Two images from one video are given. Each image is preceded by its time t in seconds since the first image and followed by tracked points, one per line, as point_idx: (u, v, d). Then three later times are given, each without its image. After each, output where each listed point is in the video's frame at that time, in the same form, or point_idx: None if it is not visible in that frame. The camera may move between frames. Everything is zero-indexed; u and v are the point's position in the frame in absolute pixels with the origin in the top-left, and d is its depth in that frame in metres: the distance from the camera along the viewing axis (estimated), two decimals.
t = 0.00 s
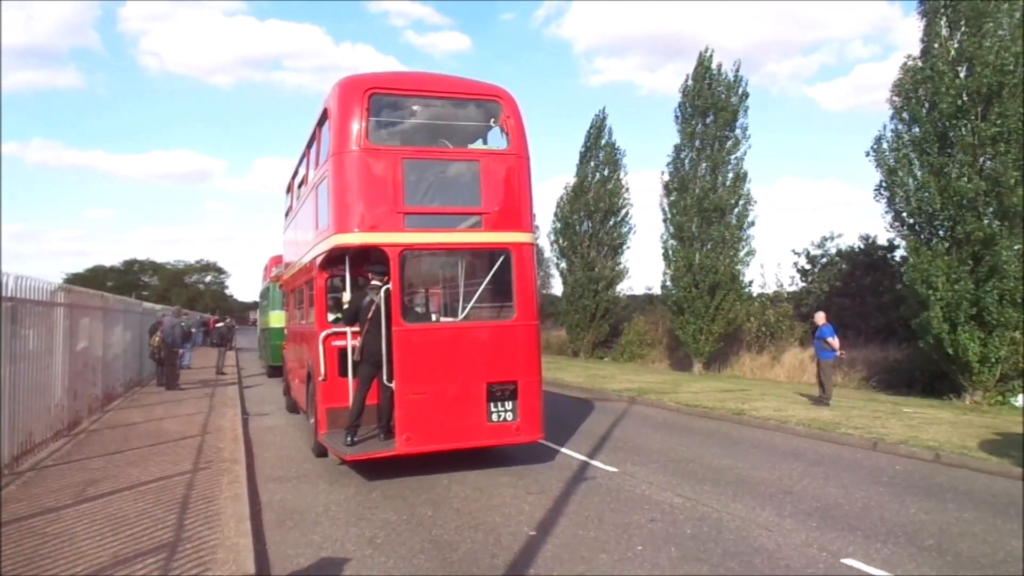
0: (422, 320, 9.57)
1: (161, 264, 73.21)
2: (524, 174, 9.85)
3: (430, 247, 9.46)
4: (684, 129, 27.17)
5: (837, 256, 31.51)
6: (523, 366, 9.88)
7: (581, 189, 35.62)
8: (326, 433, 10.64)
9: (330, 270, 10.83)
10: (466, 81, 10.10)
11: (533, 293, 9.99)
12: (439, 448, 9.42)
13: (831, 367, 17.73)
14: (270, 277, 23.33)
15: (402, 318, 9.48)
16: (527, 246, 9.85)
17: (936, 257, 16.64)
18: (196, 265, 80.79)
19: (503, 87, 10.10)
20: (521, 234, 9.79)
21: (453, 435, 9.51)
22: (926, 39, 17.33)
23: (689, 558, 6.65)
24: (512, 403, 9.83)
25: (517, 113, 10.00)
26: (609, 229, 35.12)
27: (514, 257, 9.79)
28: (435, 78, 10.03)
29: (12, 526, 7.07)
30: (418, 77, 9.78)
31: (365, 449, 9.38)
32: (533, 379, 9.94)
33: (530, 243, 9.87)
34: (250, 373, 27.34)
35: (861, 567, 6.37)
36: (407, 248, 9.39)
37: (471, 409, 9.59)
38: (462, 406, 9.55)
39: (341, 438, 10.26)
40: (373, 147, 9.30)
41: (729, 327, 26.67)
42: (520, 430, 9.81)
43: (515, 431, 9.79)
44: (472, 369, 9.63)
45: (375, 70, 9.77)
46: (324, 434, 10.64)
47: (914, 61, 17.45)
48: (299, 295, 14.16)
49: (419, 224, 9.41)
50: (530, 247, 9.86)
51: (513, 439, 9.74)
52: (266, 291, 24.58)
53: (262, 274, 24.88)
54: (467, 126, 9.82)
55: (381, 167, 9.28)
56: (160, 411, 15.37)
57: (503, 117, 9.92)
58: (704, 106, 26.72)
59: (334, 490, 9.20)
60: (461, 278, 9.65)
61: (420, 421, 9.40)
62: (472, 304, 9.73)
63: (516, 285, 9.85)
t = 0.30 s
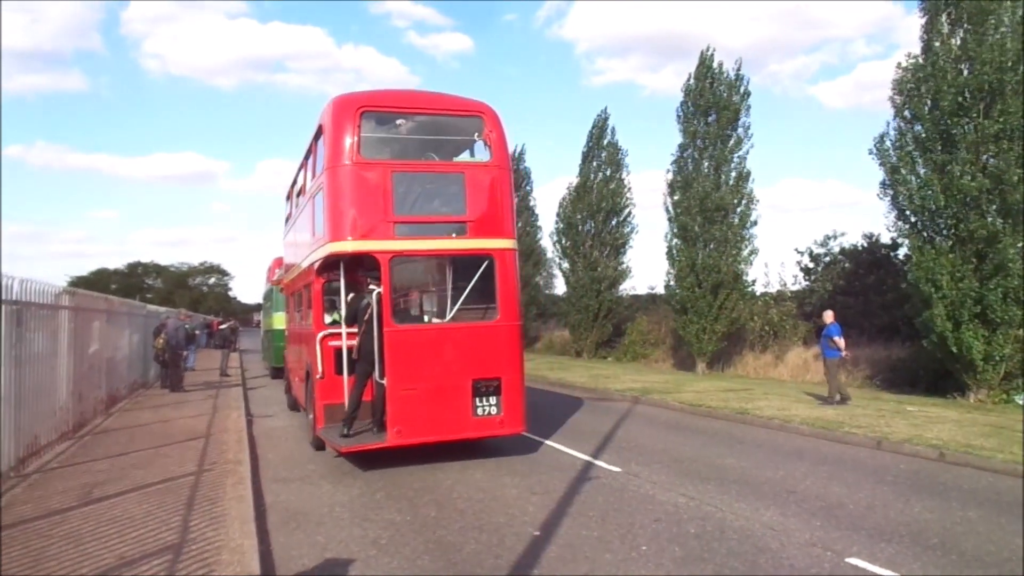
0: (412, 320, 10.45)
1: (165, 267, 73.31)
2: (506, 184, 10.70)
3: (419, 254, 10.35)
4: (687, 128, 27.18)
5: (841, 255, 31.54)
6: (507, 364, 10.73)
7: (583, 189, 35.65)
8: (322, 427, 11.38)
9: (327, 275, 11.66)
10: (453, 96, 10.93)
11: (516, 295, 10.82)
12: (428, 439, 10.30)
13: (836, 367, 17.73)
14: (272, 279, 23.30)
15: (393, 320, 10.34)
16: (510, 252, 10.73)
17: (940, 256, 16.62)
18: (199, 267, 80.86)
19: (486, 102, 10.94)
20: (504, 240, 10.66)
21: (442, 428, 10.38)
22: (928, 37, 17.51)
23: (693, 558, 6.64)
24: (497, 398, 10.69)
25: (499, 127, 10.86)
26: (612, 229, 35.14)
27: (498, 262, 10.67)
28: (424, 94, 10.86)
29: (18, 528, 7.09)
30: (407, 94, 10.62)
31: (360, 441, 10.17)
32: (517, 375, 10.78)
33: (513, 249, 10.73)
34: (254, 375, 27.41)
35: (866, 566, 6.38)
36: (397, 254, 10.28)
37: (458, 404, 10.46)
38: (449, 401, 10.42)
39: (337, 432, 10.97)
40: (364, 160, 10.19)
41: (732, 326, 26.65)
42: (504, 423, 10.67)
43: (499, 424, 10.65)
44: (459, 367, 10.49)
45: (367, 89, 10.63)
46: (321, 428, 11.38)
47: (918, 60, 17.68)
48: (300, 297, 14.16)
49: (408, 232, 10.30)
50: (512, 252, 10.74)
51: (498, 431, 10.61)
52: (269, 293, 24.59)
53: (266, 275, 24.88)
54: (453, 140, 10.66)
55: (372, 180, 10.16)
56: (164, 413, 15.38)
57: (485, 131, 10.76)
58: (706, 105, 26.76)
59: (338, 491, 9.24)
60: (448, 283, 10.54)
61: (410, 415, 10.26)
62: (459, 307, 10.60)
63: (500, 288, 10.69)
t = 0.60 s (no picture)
0: (402, 320, 11.26)
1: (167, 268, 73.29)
2: (491, 192, 11.44)
3: (408, 258, 11.12)
4: (689, 128, 27.16)
5: (842, 255, 31.45)
6: (491, 362, 11.55)
7: (585, 189, 35.65)
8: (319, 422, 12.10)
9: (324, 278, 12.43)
10: (442, 109, 11.67)
11: (500, 297, 11.63)
12: (417, 432, 11.17)
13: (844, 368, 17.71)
14: (274, 280, 23.31)
15: (384, 321, 11.17)
16: (495, 256, 11.51)
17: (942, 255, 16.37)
18: (202, 268, 80.83)
19: (472, 114, 11.65)
20: (488, 245, 11.43)
21: (430, 422, 11.25)
22: (930, 36, 17.49)
23: (696, 558, 6.62)
24: (483, 394, 11.54)
25: (484, 138, 11.59)
26: (614, 228, 35.14)
27: (483, 265, 11.44)
28: (415, 108, 11.60)
29: (20, 530, 7.10)
30: (397, 108, 11.38)
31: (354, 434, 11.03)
32: (501, 371, 11.62)
33: (498, 253, 11.50)
34: (257, 376, 27.40)
35: (869, 565, 6.36)
36: (389, 258, 11.04)
37: (446, 400, 11.32)
38: (437, 397, 11.27)
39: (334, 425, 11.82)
40: (357, 170, 10.95)
41: (735, 326, 26.61)
42: (489, 417, 11.50)
43: (485, 418, 11.48)
44: (446, 365, 11.32)
45: (361, 103, 11.38)
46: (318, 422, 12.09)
47: (921, 59, 17.66)
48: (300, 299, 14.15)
49: (398, 238, 11.05)
50: (497, 256, 11.51)
51: (483, 425, 11.44)
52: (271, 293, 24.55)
53: (268, 275, 24.86)
54: (441, 151, 11.40)
55: (364, 189, 10.92)
56: (166, 415, 15.37)
57: (471, 142, 11.50)
58: (707, 104, 26.75)
59: (340, 491, 9.26)
60: (437, 284, 11.34)
61: (401, 410, 11.14)
62: (447, 306, 11.41)
63: (485, 290, 11.50)
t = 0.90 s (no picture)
0: (390, 319, 11.50)
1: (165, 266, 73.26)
2: (478, 197, 11.71)
3: (397, 261, 11.41)
4: (688, 128, 27.19)
5: (841, 255, 31.36)
6: (476, 358, 11.83)
7: (583, 188, 35.62)
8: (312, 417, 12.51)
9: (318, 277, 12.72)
10: (431, 116, 11.89)
11: (485, 296, 11.92)
12: (405, 427, 11.42)
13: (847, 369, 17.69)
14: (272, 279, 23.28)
15: (374, 320, 11.42)
16: (481, 258, 11.80)
17: (941, 256, 16.39)
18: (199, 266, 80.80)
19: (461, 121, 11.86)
20: (474, 248, 11.72)
21: (417, 416, 11.51)
22: (929, 38, 17.48)
23: (695, 558, 6.60)
24: (468, 389, 11.81)
25: (471, 144, 11.83)
26: (613, 228, 35.14)
27: (469, 268, 11.74)
28: (406, 114, 11.81)
29: (14, 529, 7.07)
30: (388, 114, 11.60)
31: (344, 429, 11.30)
32: (486, 367, 11.90)
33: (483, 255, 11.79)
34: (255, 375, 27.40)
35: (867, 565, 6.35)
36: (379, 260, 11.33)
37: (433, 395, 11.57)
38: (425, 392, 11.53)
39: (325, 421, 12.25)
40: (348, 176, 11.20)
41: (733, 325, 26.61)
42: (474, 411, 11.79)
43: (470, 413, 11.77)
44: (433, 362, 11.58)
45: (353, 110, 11.61)
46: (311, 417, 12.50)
47: (917, 61, 17.61)
48: (295, 298, 14.08)
49: (388, 241, 11.35)
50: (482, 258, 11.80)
51: (469, 419, 11.73)
52: (269, 291, 24.49)
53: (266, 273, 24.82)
54: (430, 157, 11.64)
55: (355, 193, 11.19)
56: (163, 413, 15.36)
57: (459, 149, 11.73)
58: (707, 104, 26.76)
59: (337, 491, 9.24)
60: (426, 285, 11.61)
61: (389, 405, 11.37)
62: (435, 306, 11.68)
63: (471, 290, 11.79)
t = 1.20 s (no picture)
0: (371, 320, 11.99)
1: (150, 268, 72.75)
2: (453, 202, 12.18)
3: (375, 263, 11.88)
4: (673, 126, 27.28)
5: (826, 252, 31.44)
6: (453, 357, 12.34)
7: (570, 187, 35.60)
8: (295, 415, 12.77)
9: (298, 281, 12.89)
10: (407, 124, 12.30)
11: (461, 297, 12.41)
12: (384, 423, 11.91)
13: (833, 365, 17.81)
14: (257, 280, 23.14)
15: (354, 321, 11.90)
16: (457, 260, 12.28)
17: (924, 252, 16.56)
18: (185, 268, 80.29)
19: (436, 129, 12.27)
20: (449, 250, 12.19)
21: (397, 413, 12.01)
22: (911, 38, 17.61)
23: (683, 555, 6.61)
24: (445, 386, 12.31)
25: (447, 151, 12.24)
26: (600, 227, 35.20)
27: (445, 270, 12.22)
28: (383, 123, 12.20)
29: None
30: (366, 123, 12.01)
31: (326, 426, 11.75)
32: (462, 365, 12.40)
33: (459, 257, 12.28)
34: (242, 378, 27.26)
35: (852, 560, 6.39)
36: (358, 263, 11.80)
37: (411, 392, 12.07)
38: (403, 390, 12.03)
39: (308, 418, 12.54)
40: (327, 183, 11.64)
41: (720, 323, 26.70)
42: (451, 408, 12.29)
43: (447, 409, 12.27)
44: (411, 361, 12.08)
45: (332, 120, 12.02)
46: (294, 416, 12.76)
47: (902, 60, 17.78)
48: (278, 300, 14.09)
49: (367, 244, 11.82)
50: (458, 260, 12.28)
51: (446, 416, 12.23)
52: (254, 293, 24.38)
53: (252, 275, 24.71)
54: (407, 164, 12.06)
55: (334, 199, 11.63)
56: (148, 416, 15.26)
57: (435, 155, 12.13)
58: (692, 103, 26.86)
59: (323, 492, 9.23)
60: (404, 285, 12.09)
61: (369, 403, 11.85)
62: (413, 306, 12.16)
63: (448, 291, 12.27)
